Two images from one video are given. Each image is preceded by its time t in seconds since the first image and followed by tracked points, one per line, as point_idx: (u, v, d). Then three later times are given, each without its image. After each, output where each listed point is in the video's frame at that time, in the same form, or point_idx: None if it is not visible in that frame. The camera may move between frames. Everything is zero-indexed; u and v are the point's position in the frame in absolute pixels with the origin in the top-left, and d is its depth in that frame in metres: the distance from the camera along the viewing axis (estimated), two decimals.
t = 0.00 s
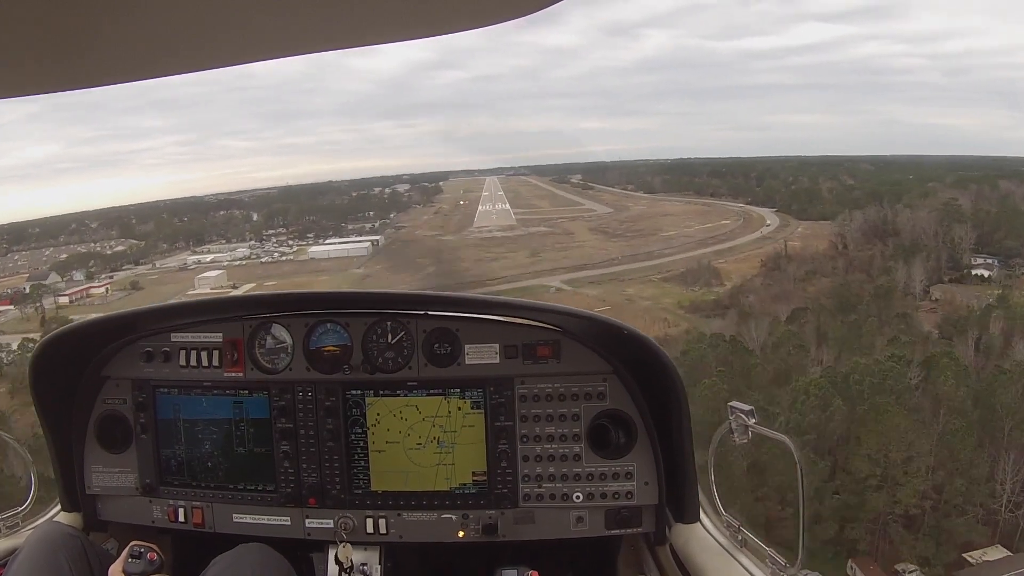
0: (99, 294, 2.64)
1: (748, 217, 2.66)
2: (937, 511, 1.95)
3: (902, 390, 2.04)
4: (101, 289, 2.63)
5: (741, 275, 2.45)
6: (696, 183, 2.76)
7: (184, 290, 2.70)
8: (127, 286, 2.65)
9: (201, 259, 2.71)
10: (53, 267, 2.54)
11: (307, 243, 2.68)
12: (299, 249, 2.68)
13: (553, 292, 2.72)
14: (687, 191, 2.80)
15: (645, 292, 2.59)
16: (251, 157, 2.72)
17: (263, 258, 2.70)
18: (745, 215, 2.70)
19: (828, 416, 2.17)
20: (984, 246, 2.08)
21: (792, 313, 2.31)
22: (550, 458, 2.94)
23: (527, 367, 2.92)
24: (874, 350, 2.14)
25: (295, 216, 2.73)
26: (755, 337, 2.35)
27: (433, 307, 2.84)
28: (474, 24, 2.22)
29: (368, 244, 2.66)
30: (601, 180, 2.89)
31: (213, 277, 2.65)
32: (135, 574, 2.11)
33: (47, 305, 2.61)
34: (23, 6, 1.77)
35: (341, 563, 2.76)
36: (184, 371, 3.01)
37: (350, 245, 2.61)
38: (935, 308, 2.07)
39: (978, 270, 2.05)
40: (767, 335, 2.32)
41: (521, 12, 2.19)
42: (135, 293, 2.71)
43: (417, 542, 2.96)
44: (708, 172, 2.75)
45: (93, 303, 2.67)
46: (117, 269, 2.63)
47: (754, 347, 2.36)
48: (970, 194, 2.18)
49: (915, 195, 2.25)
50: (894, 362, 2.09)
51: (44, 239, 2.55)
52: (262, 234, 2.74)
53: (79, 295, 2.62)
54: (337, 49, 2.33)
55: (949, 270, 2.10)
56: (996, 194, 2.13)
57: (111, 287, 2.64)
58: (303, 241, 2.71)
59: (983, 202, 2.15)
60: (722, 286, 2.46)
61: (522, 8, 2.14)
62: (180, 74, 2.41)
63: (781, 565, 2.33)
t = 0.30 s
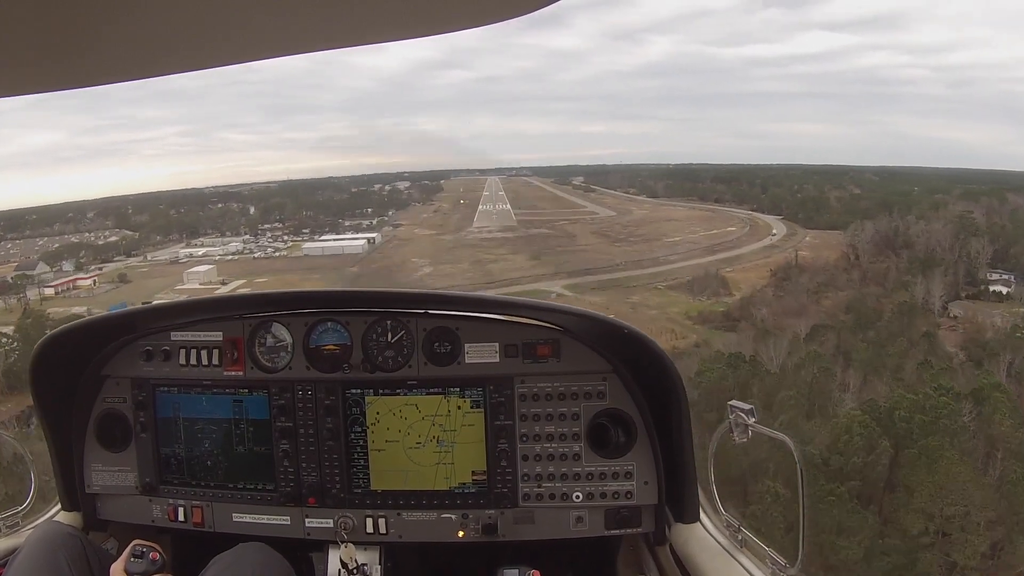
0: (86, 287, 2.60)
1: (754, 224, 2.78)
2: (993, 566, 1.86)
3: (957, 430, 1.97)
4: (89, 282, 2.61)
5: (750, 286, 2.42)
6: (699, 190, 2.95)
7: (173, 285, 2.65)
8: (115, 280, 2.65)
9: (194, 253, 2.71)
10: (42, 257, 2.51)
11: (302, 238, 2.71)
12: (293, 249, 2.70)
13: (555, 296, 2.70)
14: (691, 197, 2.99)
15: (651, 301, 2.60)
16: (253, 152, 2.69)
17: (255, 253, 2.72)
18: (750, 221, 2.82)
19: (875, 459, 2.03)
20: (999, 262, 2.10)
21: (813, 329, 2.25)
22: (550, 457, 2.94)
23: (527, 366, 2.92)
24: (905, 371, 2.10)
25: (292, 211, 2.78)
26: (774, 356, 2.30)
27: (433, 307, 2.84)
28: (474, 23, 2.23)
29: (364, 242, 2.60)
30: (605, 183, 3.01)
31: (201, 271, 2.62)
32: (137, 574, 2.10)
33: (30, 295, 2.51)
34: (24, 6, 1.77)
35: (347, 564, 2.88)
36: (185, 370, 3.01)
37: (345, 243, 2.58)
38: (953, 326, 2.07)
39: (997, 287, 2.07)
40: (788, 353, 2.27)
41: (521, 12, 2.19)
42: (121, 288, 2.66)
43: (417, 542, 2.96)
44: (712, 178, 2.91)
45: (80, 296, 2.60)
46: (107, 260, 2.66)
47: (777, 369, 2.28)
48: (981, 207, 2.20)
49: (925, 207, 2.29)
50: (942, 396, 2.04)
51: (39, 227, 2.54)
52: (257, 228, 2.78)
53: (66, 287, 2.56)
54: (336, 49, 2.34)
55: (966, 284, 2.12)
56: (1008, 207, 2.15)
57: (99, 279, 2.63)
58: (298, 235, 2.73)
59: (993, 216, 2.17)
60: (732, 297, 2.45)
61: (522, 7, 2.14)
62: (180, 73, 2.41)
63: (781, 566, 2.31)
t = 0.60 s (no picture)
0: (71, 289, 2.65)
1: (756, 226, 2.99)
2: None
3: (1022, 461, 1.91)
4: (74, 285, 2.65)
5: (759, 291, 2.54)
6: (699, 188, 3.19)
7: (159, 288, 2.71)
8: (101, 283, 2.70)
9: (181, 255, 2.86)
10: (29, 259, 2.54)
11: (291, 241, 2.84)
12: (281, 249, 2.83)
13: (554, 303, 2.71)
14: (690, 196, 3.23)
15: (654, 305, 2.69)
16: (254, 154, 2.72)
17: (245, 254, 2.85)
18: (754, 222, 3.03)
19: (936, 502, 1.90)
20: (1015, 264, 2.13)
21: (833, 340, 2.30)
22: (550, 458, 2.94)
23: (527, 367, 2.92)
24: (939, 386, 2.08)
25: (284, 211, 2.98)
26: (796, 370, 2.32)
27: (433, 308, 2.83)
28: (475, 24, 2.23)
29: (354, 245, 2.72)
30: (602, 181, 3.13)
31: (187, 275, 2.75)
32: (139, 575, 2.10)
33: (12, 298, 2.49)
34: (24, 7, 1.77)
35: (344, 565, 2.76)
36: (185, 371, 3.01)
37: (336, 245, 2.70)
38: (973, 333, 2.11)
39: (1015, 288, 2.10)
40: (811, 365, 2.30)
41: (521, 12, 2.19)
42: (106, 291, 2.71)
43: (417, 543, 2.96)
44: (711, 179, 3.16)
45: (63, 298, 2.65)
46: (95, 262, 2.72)
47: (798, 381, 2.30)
48: (988, 207, 2.28)
49: (933, 208, 2.44)
50: (1001, 424, 1.94)
51: (34, 228, 2.56)
52: (249, 228, 2.95)
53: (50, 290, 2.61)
54: (336, 49, 2.34)
55: (983, 288, 2.17)
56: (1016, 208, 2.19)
57: (85, 283, 2.68)
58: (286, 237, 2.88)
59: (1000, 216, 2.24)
60: (740, 302, 2.56)
61: (523, 8, 2.14)
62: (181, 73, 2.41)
63: (781, 566, 2.29)
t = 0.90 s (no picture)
0: (52, 291, 2.65)
1: (759, 222, 3.06)
2: None
3: None
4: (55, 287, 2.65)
5: (766, 291, 2.61)
6: (700, 186, 3.32)
7: (142, 290, 2.71)
8: (84, 284, 2.67)
9: (169, 256, 2.86)
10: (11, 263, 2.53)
11: (283, 240, 2.91)
12: (269, 250, 2.86)
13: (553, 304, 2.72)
14: (689, 194, 3.34)
15: (660, 308, 2.72)
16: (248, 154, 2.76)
17: (232, 254, 2.90)
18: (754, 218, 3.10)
19: (1014, 554, 1.80)
20: None
21: (856, 348, 2.31)
22: (550, 457, 2.94)
23: (527, 367, 2.92)
24: (978, 401, 2.04)
25: (275, 211, 3.03)
26: (821, 382, 2.27)
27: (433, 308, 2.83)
28: (476, 24, 2.24)
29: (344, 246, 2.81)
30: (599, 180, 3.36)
31: (171, 276, 2.73)
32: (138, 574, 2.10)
33: None
34: (24, 6, 1.77)
35: (341, 565, 2.73)
36: (185, 370, 3.01)
37: (326, 246, 2.80)
38: (994, 334, 2.08)
39: None
40: (837, 378, 2.26)
41: (522, 13, 2.20)
42: (89, 293, 2.68)
43: (417, 542, 2.96)
44: (709, 176, 3.29)
45: (45, 300, 2.65)
46: (79, 262, 2.70)
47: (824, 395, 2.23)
48: (994, 204, 2.34)
49: (939, 205, 2.48)
50: None
51: (22, 229, 2.54)
52: (239, 228, 3.06)
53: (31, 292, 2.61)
54: (337, 49, 2.34)
55: (1000, 285, 2.17)
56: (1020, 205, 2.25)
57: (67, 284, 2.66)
58: (281, 236, 2.94)
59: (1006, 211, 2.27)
60: (746, 302, 2.64)
61: (524, 8, 2.14)
62: (181, 73, 2.42)
63: (781, 565, 2.28)
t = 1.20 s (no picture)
0: (35, 300, 2.64)
1: (760, 217, 3.08)
2: None
3: None
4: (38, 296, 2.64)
5: (776, 291, 2.60)
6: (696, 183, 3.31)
7: (127, 297, 2.74)
8: (70, 293, 2.65)
9: (156, 261, 2.82)
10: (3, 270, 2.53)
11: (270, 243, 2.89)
12: (257, 257, 2.83)
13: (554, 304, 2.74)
14: (687, 190, 3.33)
15: (669, 311, 2.72)
16: (240, 156, 2.78)
17: (223, 259, 2.82)
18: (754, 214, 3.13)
19: None
20: None
21: (875, 349, 2.26)
22: (550, 458, 2.94)
23: (527, 367, 2.92)
24: None
25: (266, 211, 3.01)
26: (855, 395, 2.21)
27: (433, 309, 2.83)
28: (475, 24, 2.23)
29: (336, 250, 2.77)
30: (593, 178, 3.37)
31: (157, 283, 2.75)
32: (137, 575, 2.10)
33: None
34: (23, 7, 1.76)
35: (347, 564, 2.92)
36: (185, 370, 3.01)
37: (317, 249, 2.76)
38: None
39: None
40: (869, 390, 2.19)
41: (521, 12, 2.19)
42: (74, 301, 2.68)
43: (417, 542, 2.96)
44: (706, 172, 3.28)
45: (27, 309, 2.65)
46: (64, 269, 2.70)
47: (858, 409, 2.17)
48: (1001, 196, 2.32)
49: (946, 198, 2.48)
50: None
51: (12, 235, 2.56)
52: (229, 232, 2.96)
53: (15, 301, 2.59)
54: (337, 49, 2.34)
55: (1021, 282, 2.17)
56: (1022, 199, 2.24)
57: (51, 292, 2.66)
58: (271, 237, 2.96)
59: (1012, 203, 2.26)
60: (757, 303, 2.63)
61: (522, 8, 2.14)
62: (180, 74, 2.42)
63: (781, 566, 2.29)
